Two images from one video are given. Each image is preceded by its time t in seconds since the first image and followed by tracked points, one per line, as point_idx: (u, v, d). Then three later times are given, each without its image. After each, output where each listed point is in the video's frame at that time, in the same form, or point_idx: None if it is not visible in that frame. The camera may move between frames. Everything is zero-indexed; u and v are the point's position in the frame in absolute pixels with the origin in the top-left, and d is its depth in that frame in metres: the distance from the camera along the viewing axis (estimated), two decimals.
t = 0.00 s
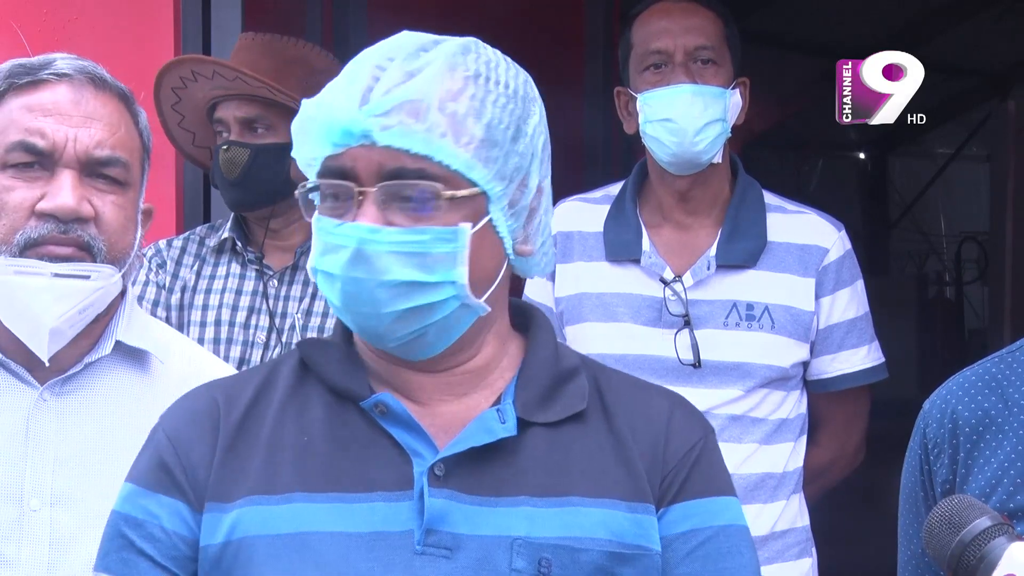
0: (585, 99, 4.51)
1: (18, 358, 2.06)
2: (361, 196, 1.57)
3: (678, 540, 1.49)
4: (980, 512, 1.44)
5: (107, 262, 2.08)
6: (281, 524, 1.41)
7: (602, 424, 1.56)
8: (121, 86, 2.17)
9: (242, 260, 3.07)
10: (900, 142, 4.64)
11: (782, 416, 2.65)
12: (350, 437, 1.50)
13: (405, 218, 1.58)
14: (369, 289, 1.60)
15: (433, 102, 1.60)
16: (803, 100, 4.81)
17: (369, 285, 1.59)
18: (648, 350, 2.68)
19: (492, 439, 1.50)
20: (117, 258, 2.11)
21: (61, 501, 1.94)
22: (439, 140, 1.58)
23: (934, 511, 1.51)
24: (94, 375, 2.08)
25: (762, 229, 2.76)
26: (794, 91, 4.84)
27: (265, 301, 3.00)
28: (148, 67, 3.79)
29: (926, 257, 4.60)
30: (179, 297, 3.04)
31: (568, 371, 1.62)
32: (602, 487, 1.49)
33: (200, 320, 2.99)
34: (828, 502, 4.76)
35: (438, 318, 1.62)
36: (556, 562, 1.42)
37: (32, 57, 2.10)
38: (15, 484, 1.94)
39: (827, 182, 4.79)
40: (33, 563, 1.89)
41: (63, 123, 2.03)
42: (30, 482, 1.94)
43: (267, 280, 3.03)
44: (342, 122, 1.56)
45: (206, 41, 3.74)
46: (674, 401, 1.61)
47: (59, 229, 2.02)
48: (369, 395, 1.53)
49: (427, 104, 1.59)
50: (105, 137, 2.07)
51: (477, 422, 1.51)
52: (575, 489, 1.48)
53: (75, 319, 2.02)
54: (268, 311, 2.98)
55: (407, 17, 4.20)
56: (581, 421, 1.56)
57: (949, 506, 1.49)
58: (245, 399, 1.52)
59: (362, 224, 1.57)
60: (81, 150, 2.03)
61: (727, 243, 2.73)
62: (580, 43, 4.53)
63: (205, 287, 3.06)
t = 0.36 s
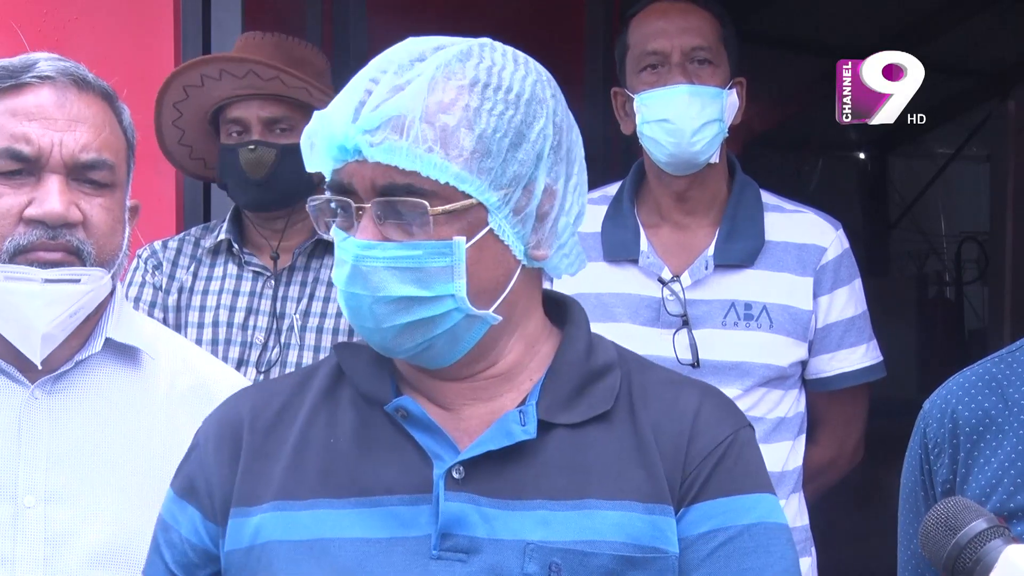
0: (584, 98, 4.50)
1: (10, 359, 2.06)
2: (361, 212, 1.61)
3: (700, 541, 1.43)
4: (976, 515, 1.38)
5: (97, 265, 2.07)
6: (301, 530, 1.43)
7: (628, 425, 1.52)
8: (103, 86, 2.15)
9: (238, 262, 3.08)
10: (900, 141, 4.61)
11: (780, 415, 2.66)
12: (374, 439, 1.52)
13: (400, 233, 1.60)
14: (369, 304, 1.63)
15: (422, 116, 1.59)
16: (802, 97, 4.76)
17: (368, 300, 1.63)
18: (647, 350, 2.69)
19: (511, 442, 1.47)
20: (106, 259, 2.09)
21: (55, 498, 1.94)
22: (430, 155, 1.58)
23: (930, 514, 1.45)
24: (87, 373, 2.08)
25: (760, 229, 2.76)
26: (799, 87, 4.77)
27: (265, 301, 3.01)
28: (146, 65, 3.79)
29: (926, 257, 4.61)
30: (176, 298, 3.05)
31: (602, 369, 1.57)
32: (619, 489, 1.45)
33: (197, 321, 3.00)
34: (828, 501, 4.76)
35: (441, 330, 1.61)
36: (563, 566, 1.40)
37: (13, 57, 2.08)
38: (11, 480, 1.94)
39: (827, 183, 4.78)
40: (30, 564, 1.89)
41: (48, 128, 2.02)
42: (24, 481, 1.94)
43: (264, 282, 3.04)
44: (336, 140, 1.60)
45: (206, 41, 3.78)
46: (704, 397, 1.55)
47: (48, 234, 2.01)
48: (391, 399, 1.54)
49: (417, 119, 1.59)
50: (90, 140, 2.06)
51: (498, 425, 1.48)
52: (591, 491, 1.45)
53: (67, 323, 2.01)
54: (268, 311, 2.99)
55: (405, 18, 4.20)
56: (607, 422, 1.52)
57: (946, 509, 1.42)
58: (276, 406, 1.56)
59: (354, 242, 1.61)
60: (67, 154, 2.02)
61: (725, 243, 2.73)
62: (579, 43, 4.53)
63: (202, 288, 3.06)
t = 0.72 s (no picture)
0: (585, 99, 4.51)
1: (11, 357, 2.07)
2: (430, 189, 1.60)
3: (702, 539, 1.42)
4: (967, 519, 1.37)
5: (92, 268, 2.07)
6: (307, 529, 1.43)
7: (632, 423, 1.52)
8: (98, 85, 2.14)
9: (236, 262, 3.09)
10: (900, 141, 4.61)
11: (778, 414, 2.66)
12: (378, 439, 1.52)
13: (475, 206, 1.61)
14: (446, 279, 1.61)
15: (489, 94, 1.62)
16: (802, 97, 4.76)
17: (447, 274, 1.61)
18: (644, 350, 2.69)
19: (516, 441, 1.48)
20: (102, 262, 2.10)
21: (57, 496, 1.95)
22: (499, 131, 1.61)
23: (922, 519, 1.44)
24: (87, 371, 2.09)
25: (757, 229, 2.76)
26: (801, 86, 4.78)
27: (265, 301, 3.02)
28: (146, 66, 3.79)
29: (926, 257, 4.61)
30: (174, 298, 3.04)
31: (605, 366, 1.58)
32: (623, 488, 1.45)
33: (195, 322, 2.99)
34: (828, 500, 4.76)
35: (511, 305, 1.65)
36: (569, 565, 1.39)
37: (6, 60, 2.07)
38: (13, 478, 1.95)
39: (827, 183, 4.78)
40: (31, 562, 1.89)
41: (39, 132, 2.01)
42: (25, 478, 1.95)
43: (262, 282, 3.05)
44: (404, 118, 1.58)
45: (206, 42, 3.75)
46: (707, 393, 1.55)
47: (41, 239, 2.00)
48: (397, 398, 1.54)
49: (485, 96, 1.62)
50: (83, 142, 2.04)
51: (503, 423, 1.49)
52: (593, 489, 1.45)
53: (64, 326, 2.03)
54: (266, 311, 2.99)
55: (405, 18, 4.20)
56: (611, 420, 1.52)
57: (937, 513, 1.41)
58: (280, 406, 1.56)
59: (437, 216, 1.59)
60: (58, 158, 2.01)
61: (722, 243, 2.73)
62: (578, 44, 4.54)
63: (199, 289, 3.06)
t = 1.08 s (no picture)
0: (585, 99, 4.52)
1: (14, 356, 2.06)
2: (469, 172, 1.61)
3: (690, 532, 1.44)
4: (961, 527, 1.44)
5: (96, 267, 2.07)
6: (309, 523, 1.41)
7: (616, 421, 1.53)
8: (101, 84, 2.14)
9: (234, 262, 3.08)
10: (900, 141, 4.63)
11: (777, 413, 2.66)
12: (372, 436, 1.51)
13: (507, 191, 1.63)
14: (491, 262, 1.61)
15: (516, 82, 1.68)
16: (802, 97, 4.75)
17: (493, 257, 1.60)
18: (644, 349, 2.69)
19: (510, 436, 1.48)
20: (105, 261, 2.09)
21: (57, 498, 1.95)
22: (528, 118, 1.67)
23: (917, 526, 1.52)
24: (89, 371, 2.09)
25: (756, 229, 2.76)
26: (800, 87, 4.75)
27: (263, 301, 3.01)
28: (147, 64, 3.79)
29: (926, 257, 4.61)
30: (173, 299, 3.05)
31: (583, 366, 1.59)
32: (615, 484, 1.46)
33: (194, 322, 2.99)
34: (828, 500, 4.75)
35: (537, 288, 1.67)
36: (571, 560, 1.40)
37: (9, 58, 2.07)
38: (14, 478, 1.95)
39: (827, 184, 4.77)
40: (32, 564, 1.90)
41: (43, 131, 2.01)
42: (27, 479, 1.96)
43: (261, 281, 3.04)
44: (448, 101, 1.60)
45: (206, 42, 3.75)
46: (686, 393, 1.57)
47: (44, 238, 2.00)
48: (387, 395, 1.53)
49: (514, 84, 1.68)
50: (86, 142, 2.04)
51: (495, 420, 1.49)
52: (587, 486, 1.46)
53: (67, 325, 2.03)
54: (264, 312, 3.00)
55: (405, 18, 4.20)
56: (596, 418, 1.53)
57: (932, 521, 1.49)
58: (269, 400, 1.52)
59: (483, 197, 1.59)
60: (61, 156, 2.01)
61: (721, 242, 2.73)
62: (579, 44, 4.54)
63: (198, 289, 3.06)
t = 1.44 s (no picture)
0: (585, 99, 4.53)
1: (17, 357, 2.07)
2: (468, 165, 1.61)
3: (677, 532, 1.46)
4: (962, 525, 1.44)
5: (98, 266, 2.08)
6: (296, 523, 1.40)
7: (596, 422, 1.54)
8: (100, 82, 2.14)
9: (234, 262, 3.09)
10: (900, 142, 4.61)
11: (777, 414, 2.66)
12: (355, 435, 1.50)
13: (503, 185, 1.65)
14: (494, 254, 1.64)
15: (506, 80, 1.70)
16: (799, 96, 4.71)
17: (497, 249, 1.63)
18: (644, 349, 2.68)
19: (494, 436, 1.48)
20: (107, 258, 2.10)
21: (60, 504, 1.96)
22: (518, 115, 1.69)
23: (916, 525, 1.52)
24: (93, 375, 2.09)
25: (757, 229, 2.76)
26: (802, 85, 4.71)
27: (263, 301, 3.02)
28: (148, 65, 3.81)
29: (926, 257, 4.61)
30: (173, 298, 3.05)
31: (557, 368, 1.61)
32: (603, 483, 1.47)
33: (195, 322, 3.00)
34: (828, 500, 4.75)
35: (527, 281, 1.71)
36: (563, 557, 1.41)
37: (7, 57, 2.07)
38: (15, 481, 1.96)
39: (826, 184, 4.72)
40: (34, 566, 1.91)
41: (43, 129, 2.01)
42: (30, 485, 1.96)
43: (261, 282, 3.04)
44: (449, 94, 1.60)
45: (206, 41, 3.74)
46: (663, 397, 1.60)
47: (45, 238, 2.01)
48: (371, 395, 1.52)
49: (504, 81, 1.70)
50: (86, 140, 2.05)
51: (477, 420, 1.49)
52: (576, 484, 1.46)
53: (71, 324, 2.03)
54: (265, 312, 3.00)
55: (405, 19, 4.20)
56: (576, 418, 1.54)
57: (931, 519, 1.49)
58: (246, 400, 1.50)
59: (485, 189, 1.62)
60: (62, 155, 2.01)
61: (721, 242, 2.73)
62: (579, 44, 4.55)
63: (198, 289, 3.06)
